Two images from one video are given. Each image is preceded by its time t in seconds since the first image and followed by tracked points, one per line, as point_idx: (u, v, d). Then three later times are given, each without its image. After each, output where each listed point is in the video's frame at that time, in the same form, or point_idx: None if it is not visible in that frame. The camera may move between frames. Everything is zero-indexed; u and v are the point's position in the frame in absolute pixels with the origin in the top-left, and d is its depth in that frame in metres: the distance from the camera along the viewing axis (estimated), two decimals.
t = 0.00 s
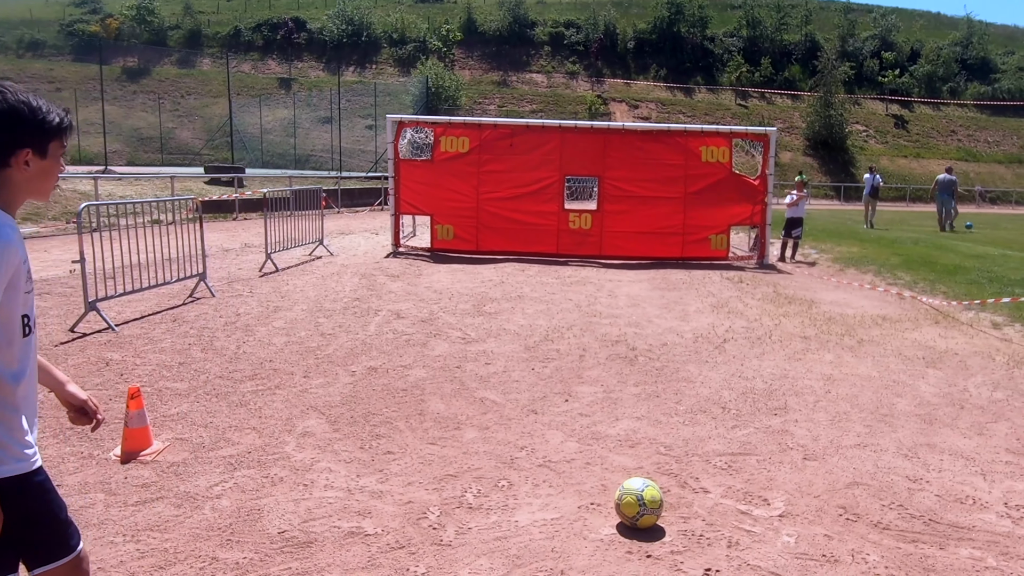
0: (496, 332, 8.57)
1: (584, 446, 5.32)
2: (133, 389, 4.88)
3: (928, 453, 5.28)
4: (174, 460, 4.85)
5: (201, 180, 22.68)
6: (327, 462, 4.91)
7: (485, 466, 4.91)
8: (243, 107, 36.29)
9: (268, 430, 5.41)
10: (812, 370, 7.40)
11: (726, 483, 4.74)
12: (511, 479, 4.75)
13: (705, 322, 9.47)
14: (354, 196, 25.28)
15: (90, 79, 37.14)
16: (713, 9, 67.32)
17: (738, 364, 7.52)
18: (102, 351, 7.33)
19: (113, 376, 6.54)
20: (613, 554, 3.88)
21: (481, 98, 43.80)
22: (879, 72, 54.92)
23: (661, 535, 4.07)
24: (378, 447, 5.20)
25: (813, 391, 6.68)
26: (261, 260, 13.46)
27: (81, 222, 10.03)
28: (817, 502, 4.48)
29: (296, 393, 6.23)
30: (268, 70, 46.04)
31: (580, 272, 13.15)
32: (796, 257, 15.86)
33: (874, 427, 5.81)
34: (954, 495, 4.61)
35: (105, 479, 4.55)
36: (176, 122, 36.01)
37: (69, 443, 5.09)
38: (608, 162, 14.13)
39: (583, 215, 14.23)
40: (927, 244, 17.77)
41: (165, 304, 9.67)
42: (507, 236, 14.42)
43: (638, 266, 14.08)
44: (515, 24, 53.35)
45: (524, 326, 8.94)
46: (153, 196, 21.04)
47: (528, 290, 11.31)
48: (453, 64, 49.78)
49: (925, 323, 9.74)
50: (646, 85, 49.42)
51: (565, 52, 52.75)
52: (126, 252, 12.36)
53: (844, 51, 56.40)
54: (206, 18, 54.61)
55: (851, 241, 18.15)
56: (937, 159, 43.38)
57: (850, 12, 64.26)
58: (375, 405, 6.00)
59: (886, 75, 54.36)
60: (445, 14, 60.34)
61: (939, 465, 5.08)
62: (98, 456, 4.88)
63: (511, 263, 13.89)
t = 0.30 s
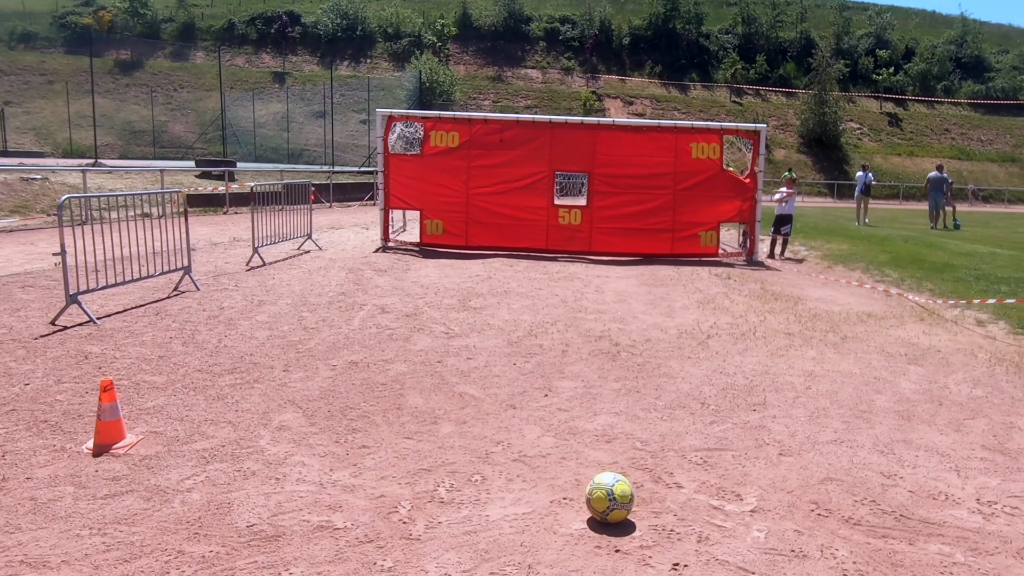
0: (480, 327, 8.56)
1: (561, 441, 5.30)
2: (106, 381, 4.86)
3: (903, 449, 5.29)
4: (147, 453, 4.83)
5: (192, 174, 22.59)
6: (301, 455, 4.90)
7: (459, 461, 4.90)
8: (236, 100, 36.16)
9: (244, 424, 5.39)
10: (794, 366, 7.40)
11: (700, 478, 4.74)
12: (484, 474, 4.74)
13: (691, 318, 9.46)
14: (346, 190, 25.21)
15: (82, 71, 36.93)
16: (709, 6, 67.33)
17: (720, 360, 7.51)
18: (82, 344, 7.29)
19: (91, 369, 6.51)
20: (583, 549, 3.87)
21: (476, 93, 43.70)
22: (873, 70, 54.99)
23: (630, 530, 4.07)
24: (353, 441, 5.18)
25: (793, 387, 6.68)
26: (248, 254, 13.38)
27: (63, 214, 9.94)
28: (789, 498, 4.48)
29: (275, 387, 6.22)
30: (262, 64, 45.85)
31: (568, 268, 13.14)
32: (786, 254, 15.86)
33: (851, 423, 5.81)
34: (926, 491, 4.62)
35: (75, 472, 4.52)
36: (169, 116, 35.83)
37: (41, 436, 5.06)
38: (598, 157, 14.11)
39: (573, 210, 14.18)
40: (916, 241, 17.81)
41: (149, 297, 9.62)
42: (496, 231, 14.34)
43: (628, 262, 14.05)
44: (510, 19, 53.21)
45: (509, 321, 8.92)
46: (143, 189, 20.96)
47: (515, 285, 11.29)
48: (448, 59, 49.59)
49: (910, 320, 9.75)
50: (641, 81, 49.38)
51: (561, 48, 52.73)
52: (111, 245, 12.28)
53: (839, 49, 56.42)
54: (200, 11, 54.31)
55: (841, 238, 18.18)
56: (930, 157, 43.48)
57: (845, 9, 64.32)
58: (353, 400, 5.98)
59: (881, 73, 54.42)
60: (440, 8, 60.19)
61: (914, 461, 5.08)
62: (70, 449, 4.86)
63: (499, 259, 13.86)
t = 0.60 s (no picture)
0: (461, 323, 8.55)
1: (536, 438, 5.29)
2: (75, 373, 4.82)
3: (877, 450, 5.30)
4: (116, 446, 4.80)
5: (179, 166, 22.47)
6: (272, 450, 4.87)
7: (431, 458, 4.88)
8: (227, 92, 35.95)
9: (216, 418, 5.35)
10: (772, 365, 7.41)
11: (672, 476, 4.74)
12: (456, 470, 4.72)
13: (673, 317, 9.46)
14: (335, 184, 25.10)
15: (71, 61, 36.64)
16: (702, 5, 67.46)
17: (700, 359, 7.52)
18: (57, 336, 7.23)
19: (65, 361, 6.46)
20: (550, 547, 3.86)
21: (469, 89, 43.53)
22: (865, 71, 55.19)
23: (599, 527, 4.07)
24: (326, 436, 5.16)
25: (772, 387, 6.69)
26: (232, 248, 13.29)
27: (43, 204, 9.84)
28: (759, 497, 4.48)
29: (251, 380, 6.19)
30: (253, 56, 45.60)
31: (554, 266, 13.13)
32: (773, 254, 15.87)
33: (827, 423, 5.82)
34: (897, 491, 4.63)
35: (42, 465, 4.50)
36: (158, 107, 35.58)
37: (7, 428, 5.02)
38: (585, 155, 14.08)
39: (560, 208, 14.17)
40: (902, 242, 17.88)
41: (129, 289, 9.54)
42: (482, 227, 14.31)
43: (614, 260, 14.05)
44: (504, 16, 53.13)
45: (491, 317, 8.91)
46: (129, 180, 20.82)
47: (500, 282, 11.27)
48: (441, 55, 49.31)
49: (892, 321, 9.79)
50: (634, 80, 49.38)
51: (554, 45, 52.68)
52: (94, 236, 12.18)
53: (831, 50, 56.58)
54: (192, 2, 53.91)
55: (828, 239, 18.22)
56: (920, 159, 43.69)
57: (838, 11, 64.56)
58: (329, 394, 5.95)
59: (872, 75, 54.60)
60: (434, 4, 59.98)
61: (886, 461, 5.09)
62: (38, 441, 4.82)
63: (486, 255, 13.82)
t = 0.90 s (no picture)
0: (447, 320, 8.53)
1: (518, 436, 5.28)
2: (53, 370, 4.79)
3: (857, 447, 5.31)
4: (94, 443, 4.77)
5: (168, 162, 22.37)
6: (252, 448, 4.84)
7: (411, 455, 4.87)
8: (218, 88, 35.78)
9: (197, 415, 5.32)
10: (757, 363, 7.42)
11: (652, 474, 4.74)
12: (436, 467, 4.71)
13: (660, 314, 9.46)
14: (326, 180, 25.01)
15: (60, 56, 36.41)
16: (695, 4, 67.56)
17: (685, 356, 7.52)
18: (39, 333, 7.18)
19: (46, 358, 6.42)
20: (527, 545, 3.84)
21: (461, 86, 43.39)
22: (856, 71, 55.34)
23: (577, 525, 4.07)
24: (306, 433, 5.13)
25: (755, 385, 6.70)
26: (220, 245, 13.20)
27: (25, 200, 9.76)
28: (738, 494, 4.48)
29: (233, 377, 6.16)
30: (244, 52, 45.43)
31: (542, 263, 13.10)
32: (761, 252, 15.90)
33: (809, 420, 5.83)
34: (876, 489, 4.65)
35: (18, 463, 4.46)
36: (148, 103, 35.40)
37: None
38: (575, 153, 14.05)
39: (549, 205, 14.14)
40: (891, 241, 17.94)
41: (113, 286, 9.49)
42: (471, 225, 14.27)
43: (603, 258, 14.05)
44: (496, 13, 53.07)
45: (477, 315, 8.90)
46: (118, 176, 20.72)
47: (488, 279, 11.26)
48: (433, 52, 49.20)
49: (878, 319, 9.82)
50: (626, 78, 49.38)
51: (546, 43, 52.66)
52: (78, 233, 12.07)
53: (823, 49, 56.71)
54: None
55: (817, 237, 18.26)
56: (910, 158, 43.87)
57: (830, 10, 64.74)
58: (311, 392, 5.93)
59: (863, 74, 54.73)
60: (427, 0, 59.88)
61: (867, 459, 5.11)
62: (15, 439, 4.79)
63: (474, 252, 13.79)
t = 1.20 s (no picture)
0: (436, 324, 8.51)
1: (505, 440, 5.27)
2: (34, 378, 4.75)
3: (844, 448, 5.32)
4: (76, 452, 4.73)
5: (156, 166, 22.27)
6: (236, 454, 4.81)
7: (397, 460, 4.85)
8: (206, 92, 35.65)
9: (182, 422, 5.29)
10: (746, 365, 7.43)
11: (640, 477, 4.73)
12: (422, 473, 4.69)
13: (648, 317, 9.46)
14: (315, 184, 24.96)
15: (47, 61, 36.20)
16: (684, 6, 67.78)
17: (673, 359, 7.52)
18: (23, 340, 7.12)
19: (29, 365, 6.37)
20: (513, 550, 3.83)
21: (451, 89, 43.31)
22: (845, 72, 55.60)
23: (564, 529, 4.06)
24: (292, 439, 5.11)
25: (743, 386, 6.70)
26: (207, 249, 13.11)
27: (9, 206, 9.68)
28: (725, 497, 4.48)
29: (218, 384, 6.12)
30: (233, 56, 45.30)
31: (532, 266, 13.09)
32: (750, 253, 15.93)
33: (796, 422, 5.84)
34: (862, 490, 4.66)
35: None
36: (136, 108, 35.24)
37: None
38: (564, 155, 14.03)
39: (539, 208, 14.13)
40: (879, 241, 18.01)
41: (99, 292, 9.43)
42: (461, 228, 14.24)
43: (592, 259, 14.04)
44: (485, 15, 53.08)
45: (466, 318, 8.88)
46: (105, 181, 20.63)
47: (477, 282, 11.25)
48: (423, 55, 49.18)
49: (866, 319, 9.85)
50: (616, 80, 49.45)
51: (536, 45, 52.71)
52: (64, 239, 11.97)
53: (812, 51, 56.98)
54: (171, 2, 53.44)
55: (806, 238, 18.31)
56: (899, 159, 44.12)
57: (818, 11, 65.09)
58: (297, 397, 5.90)
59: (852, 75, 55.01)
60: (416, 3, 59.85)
61: (853, 460, 5.11)
62: None
63: (464, 255, 13.76)
